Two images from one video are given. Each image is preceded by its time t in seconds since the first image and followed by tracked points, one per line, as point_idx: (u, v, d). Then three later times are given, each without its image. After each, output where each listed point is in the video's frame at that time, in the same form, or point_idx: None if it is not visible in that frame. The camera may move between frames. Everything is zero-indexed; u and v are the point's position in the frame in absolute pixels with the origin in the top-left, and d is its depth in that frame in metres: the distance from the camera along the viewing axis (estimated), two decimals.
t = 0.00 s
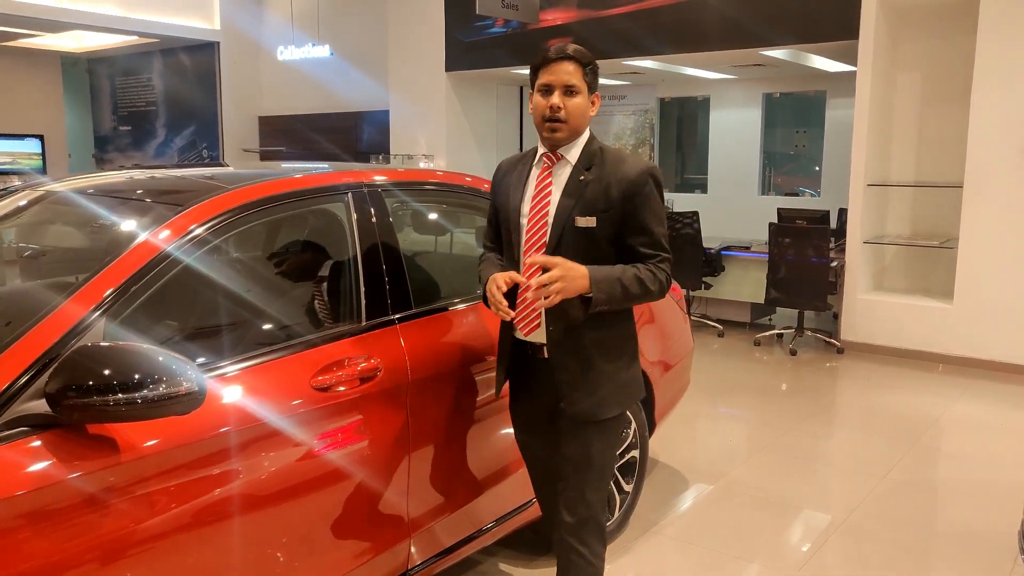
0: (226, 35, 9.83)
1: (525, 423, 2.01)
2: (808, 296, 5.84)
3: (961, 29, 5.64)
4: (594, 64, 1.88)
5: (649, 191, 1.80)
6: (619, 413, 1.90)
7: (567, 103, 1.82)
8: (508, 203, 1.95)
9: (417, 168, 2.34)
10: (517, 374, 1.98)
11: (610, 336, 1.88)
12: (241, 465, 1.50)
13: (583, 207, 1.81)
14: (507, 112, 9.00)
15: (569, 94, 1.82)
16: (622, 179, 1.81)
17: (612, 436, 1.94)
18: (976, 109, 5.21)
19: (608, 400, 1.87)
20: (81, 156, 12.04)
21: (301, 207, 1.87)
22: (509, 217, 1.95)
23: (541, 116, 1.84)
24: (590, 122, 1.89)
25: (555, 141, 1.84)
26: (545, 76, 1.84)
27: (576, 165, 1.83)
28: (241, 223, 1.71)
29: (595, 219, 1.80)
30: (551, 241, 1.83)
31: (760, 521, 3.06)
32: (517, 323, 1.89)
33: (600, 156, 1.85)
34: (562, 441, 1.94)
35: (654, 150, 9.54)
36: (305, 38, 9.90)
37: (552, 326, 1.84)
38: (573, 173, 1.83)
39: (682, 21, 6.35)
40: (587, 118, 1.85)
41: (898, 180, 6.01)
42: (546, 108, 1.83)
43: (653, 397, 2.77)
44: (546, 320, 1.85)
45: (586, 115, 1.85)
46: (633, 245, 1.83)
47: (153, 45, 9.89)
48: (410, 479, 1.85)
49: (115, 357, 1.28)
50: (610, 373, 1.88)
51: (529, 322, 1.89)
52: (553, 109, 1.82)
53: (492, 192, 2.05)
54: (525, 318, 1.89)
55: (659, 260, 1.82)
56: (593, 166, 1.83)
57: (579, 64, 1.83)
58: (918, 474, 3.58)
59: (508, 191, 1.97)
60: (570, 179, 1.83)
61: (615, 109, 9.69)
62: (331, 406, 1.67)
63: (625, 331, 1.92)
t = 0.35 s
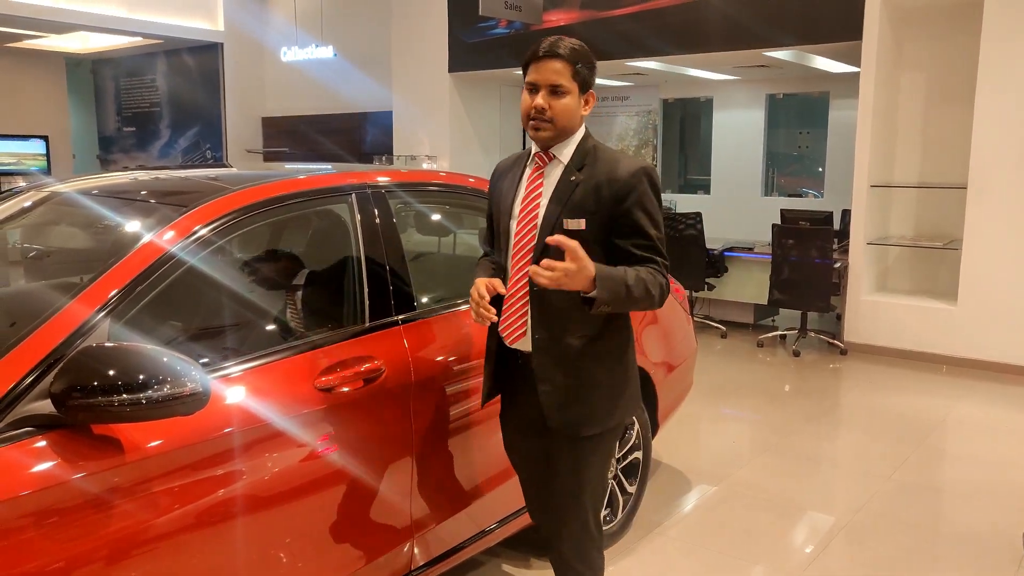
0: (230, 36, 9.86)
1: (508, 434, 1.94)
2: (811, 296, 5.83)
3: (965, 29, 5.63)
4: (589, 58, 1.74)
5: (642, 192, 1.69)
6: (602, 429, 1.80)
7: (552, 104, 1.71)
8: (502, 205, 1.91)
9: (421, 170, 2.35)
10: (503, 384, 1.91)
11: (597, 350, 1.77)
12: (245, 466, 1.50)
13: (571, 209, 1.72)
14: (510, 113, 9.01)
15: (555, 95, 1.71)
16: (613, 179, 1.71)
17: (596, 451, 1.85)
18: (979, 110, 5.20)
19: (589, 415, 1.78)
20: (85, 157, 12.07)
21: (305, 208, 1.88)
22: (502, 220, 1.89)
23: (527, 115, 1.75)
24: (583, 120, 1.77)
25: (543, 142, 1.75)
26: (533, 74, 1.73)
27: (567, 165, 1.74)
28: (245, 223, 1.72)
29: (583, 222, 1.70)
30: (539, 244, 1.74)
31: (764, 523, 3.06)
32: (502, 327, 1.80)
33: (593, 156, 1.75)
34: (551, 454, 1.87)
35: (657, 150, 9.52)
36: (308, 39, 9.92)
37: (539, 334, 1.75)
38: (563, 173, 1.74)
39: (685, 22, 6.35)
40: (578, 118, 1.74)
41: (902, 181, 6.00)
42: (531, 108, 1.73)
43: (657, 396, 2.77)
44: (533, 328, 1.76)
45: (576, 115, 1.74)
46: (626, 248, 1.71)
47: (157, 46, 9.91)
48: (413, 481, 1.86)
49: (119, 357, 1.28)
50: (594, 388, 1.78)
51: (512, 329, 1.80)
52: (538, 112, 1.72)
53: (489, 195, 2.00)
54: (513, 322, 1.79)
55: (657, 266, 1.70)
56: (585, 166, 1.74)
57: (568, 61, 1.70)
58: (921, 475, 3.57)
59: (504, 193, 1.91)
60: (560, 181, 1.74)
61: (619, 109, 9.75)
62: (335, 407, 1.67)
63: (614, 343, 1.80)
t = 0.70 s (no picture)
0: (233, 39, 9.89)
1: (492, 452, 1.80)
2: (814, 298, 5.82)
3: (968, 30, 5.62)
4: (589, 59, 1.64)
5: (637, 200, 1.57)
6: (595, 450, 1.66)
7: (548, 106, 1.62)
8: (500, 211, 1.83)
9: (423, 172, 2.34)
10: (493, 397, 1.79)
11: (589, 365, 1.64)
12: (247, 468, 1.50)
13: (564, 219, 1.61)
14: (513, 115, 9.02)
15: (551, 97, 1.61)
16: (607, 187, 1.60)
17: (590, 474, 1.70)
18: (982, 110, 5.19)
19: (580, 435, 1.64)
20: (88, 158, 12.09)
21: (308, 210, 1.88)
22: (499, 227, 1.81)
23: (522, 118, 1.66)
24: (582, 124, 1.67)
25: (539, 146, 1.66)
26: (529, 74, 1.64)
27: (563, 172, 1.65)
28: (247, 226, 1.72)
29: (574, 233, 1.60)
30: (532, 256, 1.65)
31: (767, 525, 3.05)
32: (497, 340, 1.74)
33: (590, 161, 1.65)
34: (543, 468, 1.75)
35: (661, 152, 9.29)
36: (311, 41, 9.94)
37: (527, 350, 1.66)
38: (558, 181, 1.65)
39: (687, 23, 6.35)
40: (576, 121, 1.64)
41: (905, 183, 5.99)
42: (527, 111, 1.64)
43: (659, 398, 2.76)
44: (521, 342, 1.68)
45: (574, 119, 1.64)
46: (620, 261, 1.59)
47: (159, 48, 9.93)
48: (415, 483, 1.86)
49: (122, 359, 1.28)
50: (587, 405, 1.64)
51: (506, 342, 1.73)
52: (532, 115, 1.63)
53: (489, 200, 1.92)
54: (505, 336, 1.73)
55: (650, 280, 1.56)
56: (580, 173, 1.64)
57: (564, 62, 1.61)
58: (925, 476, 3.57)
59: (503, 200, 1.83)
60: (555, 188, 1.64)
61: (621, 112, 9.58)
62: (337, 410, 1.67)
63: (612, 358, 1.67)
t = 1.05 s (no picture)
0: (235, 38, 9.89)
1: (487, 455, 1.80)
2: (815, 299, 5.82)
3: (970, 31, 5.62)
4: (577, 56, 1.61)
5: (627, 205, 1.57)
6: (592, 452, 1.66)
7: (536, 105, 1.58)
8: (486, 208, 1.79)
9: (425, 171, 2.34)
10: (487, 400, 1.77)
11: (585, 367, 1.63)
12: (247, 468, 1.50)
13: (553, 223, 1.60)
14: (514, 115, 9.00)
15: (539, 96, 1.58)
16: (598, 191, 1.59)
17: (589, 476, 1.70)
18: (985, 111, 5.18)
19: (575, 437, 1.64)
20: (89, 157, 12.10)
21: (310, 210, 1.88)
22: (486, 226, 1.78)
23: (509, 118, 1.62)
24: (572, 124, 1.64)
25: (527, 147, 1.63)
26: (515, 73, 1.60)
27: (552, 173, 1.62)
28: (249, 225, 1.72)
29: (563, 237, 1.59)
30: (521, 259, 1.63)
31: (768, 524, 3.06)
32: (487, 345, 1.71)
33: (581, 162, 1.63)
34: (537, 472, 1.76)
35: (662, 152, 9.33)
36: (312, 41, 9.94)
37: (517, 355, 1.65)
38: (547, 183, 1.62)
39: (689, 23, 6.34)
40: (565, 120, 1.61)
41: (906, 183, 5.99)
42: (514, 110, 1.60)
43: (660, 398, 2.77)
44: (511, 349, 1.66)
45: (563, 119, 1.61)
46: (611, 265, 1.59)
47: (161, 47, 9.94)
48: (416, 483, 1.86)
49: (124, 359, 1.28)
50: (584, 408, 1.63)
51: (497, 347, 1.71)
52: (520, 114, 1.59)
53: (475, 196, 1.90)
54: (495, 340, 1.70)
55: (642, 286, 1.56)
56: (570, 174, 1.61)
57: (553, 60, 1.57)
58: (927, 477, 3.56)
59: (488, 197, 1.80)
60: (544, 190, 1.62)
61: (624, 112, 9.61)
62: (338, 410, 1.67)
63: (606, 361, 1.66)
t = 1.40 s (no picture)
0: (237, 37, 9.89)
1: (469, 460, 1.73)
2: (819, 297, 5.81)
3: (974, 28, 5.60)
4: (545, 50, 1.59)
5: (610, 199, 1.57)
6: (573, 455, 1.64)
7: (504, 101, 1.55)
8: (451, 207, 1.73)
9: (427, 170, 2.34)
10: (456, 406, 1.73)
11: (563, 370, 1.61)
12: (251, 466, 1.50)
13: (533, 218, 1.57)
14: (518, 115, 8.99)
15: (506, 90, 1.55)
16: (578, 185, 1.58)
17: (570, 479, 1.68)
18: (990, 110, 5.17)
19: (555, 442, 1.61)
20: (93, 157, 12.12)
21: (313, 208, 1.88)
22: (455, 222, 1.71)
23: (477, 114, 1.59)
24: (540, 119, 1.62)
25: (498, 144, 1.60)
26: (482, 68, 1.58)
27: (527, 168, 1.59)
28: (252, 224, 1.72)
29: (547, 232, 1.56)
30: (499, 257, 1.59)
31: (771, 523, 3.05)
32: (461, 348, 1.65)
33: (557, 158, 1.61)
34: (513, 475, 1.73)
35: (664, 150, 9.56)
36: (315, 39, 9.94)
37: (495, 356, 1.61)
38: (523, 178, 1.59)
39: (692, 21, 6.34)
40: (533, 115, 1.59)
41: (910, 182, 5.97)
42: (482, 106, 1.57)
43: (663, 396, 2.77)
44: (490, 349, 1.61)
45: (531, 114, 1.58)
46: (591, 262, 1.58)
47: (164, 47, 9.95)
48: (416, 483, 1.85)
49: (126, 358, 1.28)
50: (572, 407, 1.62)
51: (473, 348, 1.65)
52: (488, 110, 1.57)
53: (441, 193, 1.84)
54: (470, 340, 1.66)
55: (625, 281, 1.57)
56: (546, 170, 1.59)
57: (519, 54, 1.55)
58: (931, 475, 3.56)
59: (456, 192, 1.74)
60: (521, 184, 1.59)
61: (625, 109, 9.78)
62: (341, 409, 1.67)
63: (581, 363, 1.64)
